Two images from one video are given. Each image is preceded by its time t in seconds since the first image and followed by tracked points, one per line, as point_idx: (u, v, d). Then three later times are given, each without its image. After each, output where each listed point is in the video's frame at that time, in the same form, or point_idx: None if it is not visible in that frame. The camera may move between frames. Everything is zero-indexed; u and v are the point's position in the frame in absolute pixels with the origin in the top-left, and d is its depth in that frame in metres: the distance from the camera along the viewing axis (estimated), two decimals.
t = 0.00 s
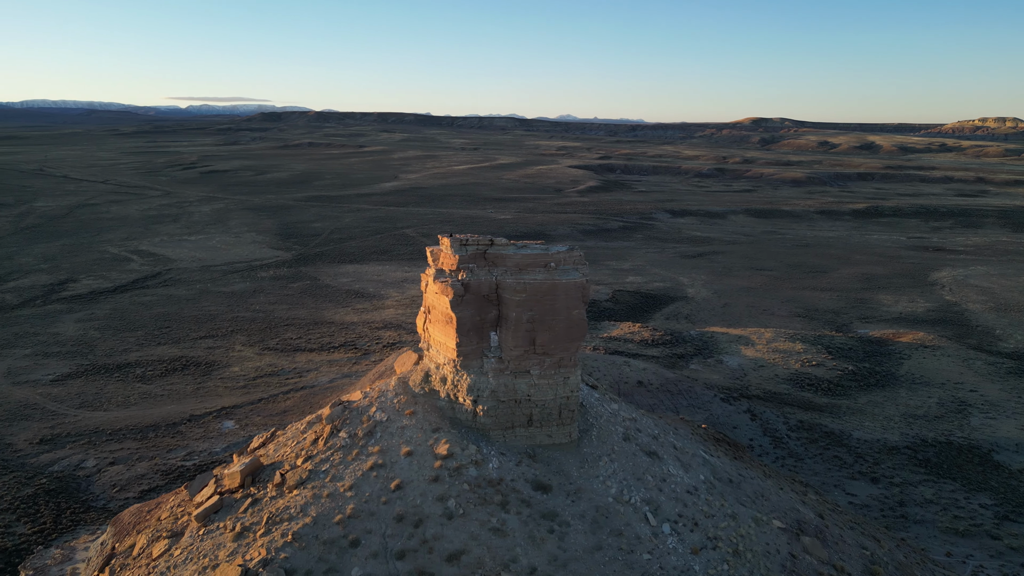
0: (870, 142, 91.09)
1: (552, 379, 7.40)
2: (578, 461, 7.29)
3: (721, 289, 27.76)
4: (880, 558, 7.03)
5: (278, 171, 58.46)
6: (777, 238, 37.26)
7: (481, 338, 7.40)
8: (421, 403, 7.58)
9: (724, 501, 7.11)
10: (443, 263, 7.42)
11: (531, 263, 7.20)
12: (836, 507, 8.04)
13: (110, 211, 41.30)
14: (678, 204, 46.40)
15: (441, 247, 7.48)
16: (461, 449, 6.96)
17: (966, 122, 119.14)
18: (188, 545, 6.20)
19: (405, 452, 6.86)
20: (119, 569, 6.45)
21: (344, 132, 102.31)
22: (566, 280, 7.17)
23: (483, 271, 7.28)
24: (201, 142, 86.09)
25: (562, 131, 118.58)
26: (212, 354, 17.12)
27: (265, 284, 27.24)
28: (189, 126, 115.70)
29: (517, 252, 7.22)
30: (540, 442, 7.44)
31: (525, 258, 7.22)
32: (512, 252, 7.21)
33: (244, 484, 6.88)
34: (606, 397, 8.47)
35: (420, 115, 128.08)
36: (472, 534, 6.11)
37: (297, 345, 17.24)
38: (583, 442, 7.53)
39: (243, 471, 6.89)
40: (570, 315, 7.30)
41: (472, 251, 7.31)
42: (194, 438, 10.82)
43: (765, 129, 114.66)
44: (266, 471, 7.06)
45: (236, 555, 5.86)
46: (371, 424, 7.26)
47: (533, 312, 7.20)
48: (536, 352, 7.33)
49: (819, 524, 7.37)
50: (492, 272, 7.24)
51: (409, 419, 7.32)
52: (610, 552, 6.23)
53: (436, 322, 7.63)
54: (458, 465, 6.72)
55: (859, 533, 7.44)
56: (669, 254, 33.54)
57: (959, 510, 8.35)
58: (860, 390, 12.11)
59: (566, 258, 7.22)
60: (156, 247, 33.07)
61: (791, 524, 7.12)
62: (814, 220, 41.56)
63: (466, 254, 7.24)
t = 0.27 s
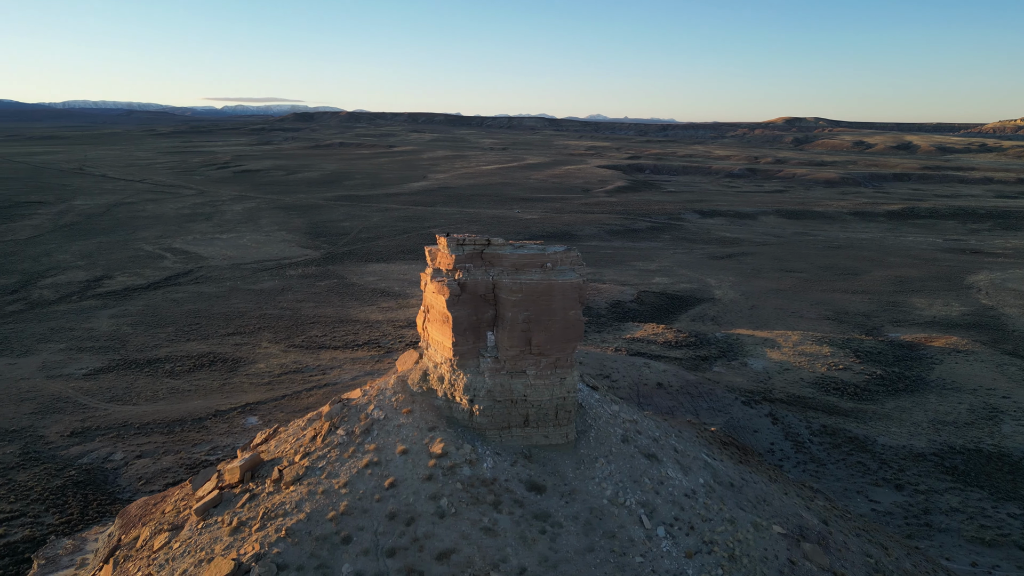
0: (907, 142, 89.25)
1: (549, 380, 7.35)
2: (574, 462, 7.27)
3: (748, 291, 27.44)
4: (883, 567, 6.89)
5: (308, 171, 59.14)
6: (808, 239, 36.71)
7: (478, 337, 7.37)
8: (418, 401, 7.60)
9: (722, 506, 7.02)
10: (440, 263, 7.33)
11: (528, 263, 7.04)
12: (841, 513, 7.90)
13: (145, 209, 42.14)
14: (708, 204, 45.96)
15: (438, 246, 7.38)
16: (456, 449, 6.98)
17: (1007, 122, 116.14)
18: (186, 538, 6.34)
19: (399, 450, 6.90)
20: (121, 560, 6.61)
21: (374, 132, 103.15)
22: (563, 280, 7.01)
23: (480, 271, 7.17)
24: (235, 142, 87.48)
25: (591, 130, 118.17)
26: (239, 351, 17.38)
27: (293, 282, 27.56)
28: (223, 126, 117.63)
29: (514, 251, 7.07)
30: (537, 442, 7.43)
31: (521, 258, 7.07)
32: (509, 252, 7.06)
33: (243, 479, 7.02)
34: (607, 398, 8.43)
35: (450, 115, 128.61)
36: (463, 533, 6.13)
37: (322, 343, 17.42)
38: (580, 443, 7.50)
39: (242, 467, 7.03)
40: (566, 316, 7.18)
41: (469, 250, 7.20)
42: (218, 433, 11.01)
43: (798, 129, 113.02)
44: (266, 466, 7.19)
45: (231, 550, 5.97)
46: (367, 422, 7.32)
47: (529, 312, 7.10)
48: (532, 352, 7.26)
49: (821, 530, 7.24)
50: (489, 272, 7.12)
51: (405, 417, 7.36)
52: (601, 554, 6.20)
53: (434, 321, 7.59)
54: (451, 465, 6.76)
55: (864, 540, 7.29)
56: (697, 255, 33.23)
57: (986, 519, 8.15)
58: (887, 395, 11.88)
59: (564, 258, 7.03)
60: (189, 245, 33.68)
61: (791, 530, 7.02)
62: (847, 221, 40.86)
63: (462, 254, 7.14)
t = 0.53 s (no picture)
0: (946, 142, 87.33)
1: (545, 380, 7.35)
2: (570, 464, 7.20)
3: (777, 293, 27.08)
4: None
5: (339, 171, 59.72)
6: (840, 241, 36.12)
7: (474, 337, 7.35)
8: (416, 401, 7.63)
9: (720, 510, 6.92)
10: (437, 262, 7.33)
11: (524, 263, 7.05)
12: (848, 521, 7.72)
13: (179, 208, 42.91)
14: (738, 205, 45.46)
15: (436, 246, 7.40)
16: (451, 448, 6.97)
17: None
18: (186, 532, 6.44)
19: (395, 449, 6.91)
20: (125, 552, 6.73)
21: (404, 132, 103.85)
22: (559, 281, 7.03)
23: (477, 270, 7.18)
24: (268, 142, 88.72)
25: (621, 130, 117.58)
26: (266, 348, 17.61)
27: (320, 280, 27.87)
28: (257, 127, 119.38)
29: (510, 252, 7.08)
30: (533, 443, 7.38)
31: (518, 258, 7.08)
32: (505, 252, 7.08)
33: (243, 474, 7.09)
34: (608, 401, 8.35)
35: (479, 115, 128.94)
36: (454, 532, 6.10)
37: (346, 341, 17.59)
38: (577, 444, 7.44)
39: (242, 462, 7.10)
40: (562, 316, 7.19)
41: (466, 251, 7.21)
42: (243, 428, 11.18)
43: (833, 129, 111.25)
44: (265, 462, 7.27)
45: (227, 543, 6.03)
46: (365, 420, 7.36)
47: (524, 312, 7.11)
48: (528, 352, 7.26)
49: (823, 537, 7.11)
50: (486, 272, 7.13)
51: (402, 416, 7.39)
52: (593, 555, 6.13)
53: (432, 321, 7.62)
54: (446, 464, 6.75)
55: (869, 548, 7.13)
56: (726, 257, 32.89)
57: (1014, 529, 7.94)
58: (915, 401, 11.62)
59: (560, 259, 7.05)
60: (220, 243, 34.21)
61: (791, 536, 6.89)
62: (881, 223, 40.12)
63: (459, 254, 7.16)
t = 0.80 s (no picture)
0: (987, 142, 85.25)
1: (540, 381, 7.29)
2: (566, 464, 7.11)
3: (806, 296, 26.70)
4: None
5: (369, 171, 60.25)
6: (874, 243, 35.50)
7: (471, 337, 7.34)
8: (413, 399, 7.63)
9: (717, 514, 6.80)
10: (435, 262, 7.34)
11: (519, 263, 7.02)
12: (854, 527, 7.54)
13: (212, 207, 43.66)
14: (769, 205, 44.91)
15: (433, 245, 7.41)
16: (446, 446, 6.95)
17: None
18: (186, 526, 6.56)
19: (390, 447, 6.93)
20: (130, 543, 6.88)
21: (433, 132, 104.43)
22: (555, 281, 7.00)
23: (473, 270, 7.17)
24: (300, 142, 89.85)
25: (651, 130, 116.85)
26: (291, 345, 17.84)
27: (347, 279, 28.14)
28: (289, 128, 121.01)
29: (506, 252, 7.06)
30: (529, 442, 7.32)
31: (513, 258, 7.06)
32: (501, 252, 7.06)
33: (243, 469, 7.19)
34: (608, 400, 8.23)
35: (508, 115, 129.11)
36: (445, 531, 6.10)
37: (370, 339, 17.73)
38: (574, 444, 7.36)
39: (242, 457, 7.20)
40: (558, 317, 7.15)
41: (462, 250, 7.21)
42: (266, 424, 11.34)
43: (869, 128, 109.32)
44: (266, 458, 7.37)
45: (223, 538, 6.12)
46: (363, 418, 7.40)
47: (519, 312, 7.08)
48: (523, 353, 7.22)
49: (826, 542, 6.95)
50: (482, 271, 7.12)
51: (399, 414, 7.39)
52: (583, 557, 6.08)
53: (430, 320, 7.63)
54: (440, 463, 6.72)
55: (873, 556, 6.96)
56: (755, 258, 32.51)
57: None
58: (945, 407, 11.35)
59: (556, 259, 7.02)
60: (251, 241, 34.72)
61: (791, 542, 6.75)
62: (916, 225, 39.34)
63: (455, 253, 7.15)
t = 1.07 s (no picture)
0: None
1: (536, 381, 7.28)
2: (561, 465, 7.06)
3: (835, 298, 26.29)
4: None
5: (398, 171, 60.68)
6: (907, 245, 34.83)
7: (467, 336, 7.35)
8: (411, 398, 7.65)
9: (714, 517, 6.69)
10: (432, 262, 7.39)
11: (515, 264, 7.05)
12: (860, 534, 7.38)
13: (244, 206, 44.34)
14: (799, 206, 44.33)
15: (431, 245, 7.46)
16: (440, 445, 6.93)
17: None
18: (185, 519, 6.63)
19: (386, 445, 6.94)
20: (133, 536, 6.99)
21: (462, 132, 104.85)
22: (550, 281, 6.99)
23: (469, 270, 7.20)
24: (331, 142, 90.81)
25: (681, 130, 115.95)
26: (316, 343, 18.04)
27: (373, 278, 28.38)
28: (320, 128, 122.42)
29: (502, 252, 7.08)
30: (525, 443, 7.28)
31: (510, 259, 7.08)
32: (497, 252, 7.08)
33: (244, 465, 7.28)
34: (608, 403, 8.16)
35: (536, 115, 129.07)
36: (435, 529, 6.09)
37: (394, 337, 17.85)
38: (571, 446, 7.31)
39: (243, 454, 7.29)
40: (554, 318, 7.14)
41: (460, 250, 7.22)
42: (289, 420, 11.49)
43: (905, 128, 107.23)
44: (266, 455, 7.45)
45: (219, 531, 6.17)
46: (360, 416, 7.44)
47: (515, 313, 7.07)
48: (518, 353, 7.21)
49: (828, 549, 6.80)
50: (478, 271, 7.14)
51: (396, 412, 7.40)
52: (575, 559, 6.03)
53: (427, 320, 7.68)
54: (434, 461, 6.71)
55: (877, 564, 6.80)
56: (784, 260, 32.11)
57: None
58: (974, 413, 11.08)
59: (552, 260, 7.03)
60: (280, 240, 35.19)
61: (790, 548, 6.60)
62: (952, 227, 38.51)
63: (452, 253, 7.17)
